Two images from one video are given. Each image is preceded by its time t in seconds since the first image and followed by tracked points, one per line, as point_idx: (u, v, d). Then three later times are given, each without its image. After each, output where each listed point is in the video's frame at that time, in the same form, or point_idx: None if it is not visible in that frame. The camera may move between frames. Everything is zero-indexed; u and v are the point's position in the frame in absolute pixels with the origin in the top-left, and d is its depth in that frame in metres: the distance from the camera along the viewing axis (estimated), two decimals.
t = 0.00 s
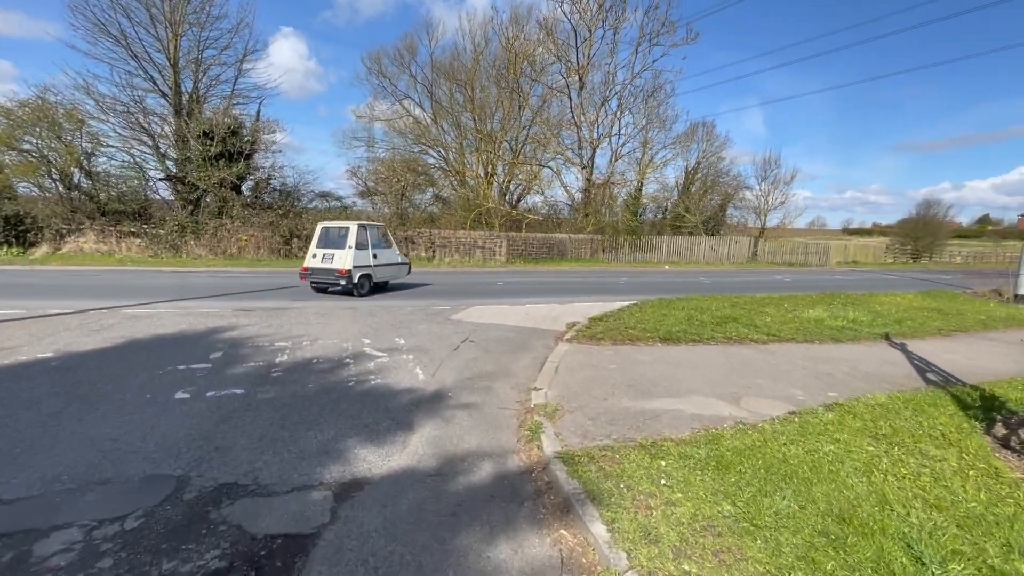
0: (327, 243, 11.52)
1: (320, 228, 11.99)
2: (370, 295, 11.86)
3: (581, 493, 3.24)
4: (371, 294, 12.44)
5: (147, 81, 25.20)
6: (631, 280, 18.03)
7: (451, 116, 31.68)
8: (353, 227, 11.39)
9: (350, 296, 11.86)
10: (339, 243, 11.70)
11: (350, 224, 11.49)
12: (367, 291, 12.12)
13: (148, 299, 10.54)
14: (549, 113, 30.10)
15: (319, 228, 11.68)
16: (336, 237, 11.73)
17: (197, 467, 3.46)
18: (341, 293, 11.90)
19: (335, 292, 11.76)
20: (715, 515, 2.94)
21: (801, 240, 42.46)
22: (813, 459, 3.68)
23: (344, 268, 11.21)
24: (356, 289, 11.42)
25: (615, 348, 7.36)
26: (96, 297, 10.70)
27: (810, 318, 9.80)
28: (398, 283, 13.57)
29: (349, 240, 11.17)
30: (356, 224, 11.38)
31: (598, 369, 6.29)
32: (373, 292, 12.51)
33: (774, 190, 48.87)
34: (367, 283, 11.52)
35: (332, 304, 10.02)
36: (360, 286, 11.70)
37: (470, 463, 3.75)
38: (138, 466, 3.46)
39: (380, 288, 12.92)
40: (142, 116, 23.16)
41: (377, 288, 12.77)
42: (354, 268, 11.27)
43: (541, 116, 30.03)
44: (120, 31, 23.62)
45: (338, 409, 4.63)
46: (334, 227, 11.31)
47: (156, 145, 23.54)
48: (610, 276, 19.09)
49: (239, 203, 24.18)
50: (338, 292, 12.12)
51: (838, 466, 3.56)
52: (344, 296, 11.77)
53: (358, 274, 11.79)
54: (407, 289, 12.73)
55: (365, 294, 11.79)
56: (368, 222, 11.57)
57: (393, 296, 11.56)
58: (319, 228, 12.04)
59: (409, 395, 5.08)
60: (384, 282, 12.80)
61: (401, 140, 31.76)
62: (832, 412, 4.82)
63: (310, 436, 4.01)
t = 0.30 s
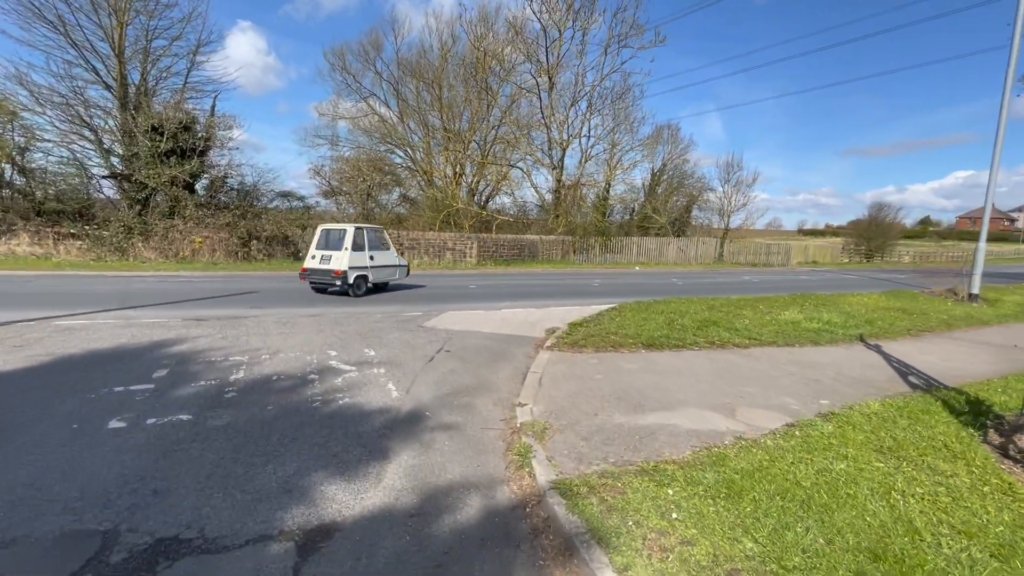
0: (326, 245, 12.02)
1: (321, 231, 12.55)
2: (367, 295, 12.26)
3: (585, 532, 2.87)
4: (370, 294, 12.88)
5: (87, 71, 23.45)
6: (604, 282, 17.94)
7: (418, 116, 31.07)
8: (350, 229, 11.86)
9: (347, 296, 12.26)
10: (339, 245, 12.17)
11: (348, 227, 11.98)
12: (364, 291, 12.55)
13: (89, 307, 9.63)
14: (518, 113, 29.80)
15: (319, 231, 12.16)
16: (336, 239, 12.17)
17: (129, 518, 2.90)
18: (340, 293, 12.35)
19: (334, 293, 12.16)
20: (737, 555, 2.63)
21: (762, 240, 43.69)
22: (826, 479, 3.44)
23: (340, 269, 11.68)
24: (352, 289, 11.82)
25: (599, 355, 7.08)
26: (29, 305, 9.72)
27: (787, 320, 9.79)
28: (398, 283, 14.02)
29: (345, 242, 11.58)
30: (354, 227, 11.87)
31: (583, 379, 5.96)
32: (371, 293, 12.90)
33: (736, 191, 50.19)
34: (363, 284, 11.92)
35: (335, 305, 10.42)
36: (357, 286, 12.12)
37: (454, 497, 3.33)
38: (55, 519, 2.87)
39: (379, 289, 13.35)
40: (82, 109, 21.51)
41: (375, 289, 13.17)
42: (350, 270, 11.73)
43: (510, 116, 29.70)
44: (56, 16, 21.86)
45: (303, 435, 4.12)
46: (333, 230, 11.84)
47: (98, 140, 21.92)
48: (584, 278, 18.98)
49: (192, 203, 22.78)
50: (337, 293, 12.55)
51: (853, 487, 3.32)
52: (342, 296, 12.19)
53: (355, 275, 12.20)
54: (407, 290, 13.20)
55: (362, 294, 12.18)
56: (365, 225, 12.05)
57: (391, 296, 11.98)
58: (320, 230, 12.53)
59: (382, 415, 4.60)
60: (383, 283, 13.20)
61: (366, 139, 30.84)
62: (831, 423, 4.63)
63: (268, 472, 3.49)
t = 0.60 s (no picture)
0: (330, 246, 12.66)
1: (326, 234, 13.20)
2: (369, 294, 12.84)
3: None
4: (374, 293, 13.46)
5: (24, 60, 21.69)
6: (579, 283, 17.82)
7: (385, 114, 30.36)
8: (352, 231, 12.44)
9: (352, 296, 12.83)
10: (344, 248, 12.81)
11: (350, 229, 12.57)
12: (368, 291, 13.14)
13: (26, 317, 8.74)
14: (489, 112, 29.40)
15: (325, 234, 12.81)
16: (341, 241, 12.77)
17: None
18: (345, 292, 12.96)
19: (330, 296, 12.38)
20: None
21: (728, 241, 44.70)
22: (848, 502, 3.20)
23: (342, 269, 12.25)
24: (355, 289, 12.38)
25: (586, 362, 6.79)
26: None
27: (766, 321, 9.78)
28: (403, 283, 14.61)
29: (347, 243, 12.16)
30: (355, 229, 12.46)
31: (572, 389, 5.63)
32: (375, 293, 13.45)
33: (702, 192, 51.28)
34: (365, 284, 12.46)
35: (336, 305, 10.80)
36: (361, 286, 12.68)
37: (446, 537, 2.91)
38: None
39: (385, 289, 13.95)
40: (17, 100, 19.84)
41: (380, 289, 13.77)
42: (351, 270, 12.29)
43: (481, 115, 29.27)
44: None
45: (269, 466, 3.63)
46: (336, 232, 12.46)
47: (36, 134, 20.29)
48: (559, 279, 18.83)
49: (142, 202, 21.37)
50: (343, 293, 13.14)
51: (878, 510, 3.08)
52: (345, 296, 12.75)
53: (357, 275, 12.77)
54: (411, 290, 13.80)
55: (364, 294, 12.75)
56: (367, 227, 12.63)
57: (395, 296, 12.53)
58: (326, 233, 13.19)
59: (357, 438, 4.14)
60: (388, 283, 13.79)
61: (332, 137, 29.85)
62: (835, 433, 4.45)
63: (226, 516, 2.99)
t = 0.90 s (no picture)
0: (336, 249, 13.54)
1: (332, 238, 14.07)
2: (372, 294, 13.65)
3: None
4: (379, 294, 14.30)
5: None
6: (554, 285, 17.62)
7: (351, 112, 29.50)
8: (355, 235, 13.27)
9: (357, 296, 13.64)
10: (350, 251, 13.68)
11: (353, 233, 13.42)
12: (373, 291, 13.98)
13: None
14: (459, 111, 28.91)
15: (331, 238, 13.69)
16: (346, 244, 13.64)
17: None
18: (351, 293, 13.81)
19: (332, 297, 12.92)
20: None
21: (695, 241, 45.57)
22: (868, 527, 2.97)
23: (346, 271, 13.10)
24: (358, 289, 13.17)
25: (569, 371, 6.50)
26: None
27: (745, 323, 9.73)
28: (406, 283, 15.47)
29: (350, 246, 12.97)
30: (358, 233, 13.28)
31: (559, 402, 5.31)
32: (379, 293, 14.25)
33: (669, 193, 52.19)
34: (368, 284, 13.26)
35: (343, 304, 11.43)
36: (365, 287, 13.50)
37: None
38: None
39: (390, 290, 14.82)
40: None
41: (385, 289, 14.62)
42: (354, 271, 13.12)
43: (450, 115, 28.76)
44: None
45: (223, 507, 3.14)
46: (341, 236, 13.32)
47: None
48: (533, 282, 18.62)
49: (87, 202, 19.94)
50: (349, 293, 13.94)
51: (902, 538, 2.86)
52: (351, 297, 13.57)
53: (361, 276, 13.59)
54: (414, 291, 14.69)
55: (368, 294, 13.55)
56: (369, 231, 13.45)
57: (399, 296, 13.38)
58: (332, 237, 14.06)
59: (325, 469, 3.68)
60: (392, 284, 14.63)
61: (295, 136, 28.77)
62: (835, 445, 4.28)
63: None
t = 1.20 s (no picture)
0: (344, 252, 14.14)
1: (340, 241, 14.69)
2: (379, 295, 14.23)
3: None
4: (386, 295, 14.91)
5: None
6: (530, 289, 17.31)
7: (318, 110, 28.53)
8: (363, 238, 13.86)
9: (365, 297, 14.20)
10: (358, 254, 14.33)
11: (360, 237, 14.01)
12: (379, 292, 14.57)
13: None
14: (430, 111, 28.31)
15: (339, 241, 14.31)
16: (355, 247, 14.24)
17: None
18: (359, 294, 14.39)
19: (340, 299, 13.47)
20: None
21: (665, 242, 46.20)
22: (902, 561, 2.71)
23: (354, 273, 13.66)
24: (366, 290, 13.73)
25: (554, 382, 6.12)
26: None
27: (727, 326, 9.59)
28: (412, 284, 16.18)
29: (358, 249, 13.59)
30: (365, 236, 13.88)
31: (547, 418, 4.92)
32: (385, 294, 14.82)
33: (639, 195, 52.85)
34: (375, 285, 13.85)
35: (359, 304, 12.24)
36: (372, 288, 14.09)
37: None
38: None
39: (396, 291, 15.50)
40: None
41: (391, 290, 15.22)
42: (362, 274, 13.68)
43: (421, 114, 28.12)
44: None
45: (162, 567, 2.62)
46: (350, 240, 13.92)
47: None
48: (509, 285, 18.33)
49: (26, 203, 18.43)
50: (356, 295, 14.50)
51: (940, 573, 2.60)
52: (359, 298, 14.16)
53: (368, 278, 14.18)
54: (420, 292, 15.57)
55: (374, 295, 14.11)
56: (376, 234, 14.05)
57: (407, 296, 14.28)
58: (342, 241, 14.69)
59: (286, 511, 3.18)
60: (398, 285, 15.26)
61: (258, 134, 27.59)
62: (844, 461, 4.04)
63: None
